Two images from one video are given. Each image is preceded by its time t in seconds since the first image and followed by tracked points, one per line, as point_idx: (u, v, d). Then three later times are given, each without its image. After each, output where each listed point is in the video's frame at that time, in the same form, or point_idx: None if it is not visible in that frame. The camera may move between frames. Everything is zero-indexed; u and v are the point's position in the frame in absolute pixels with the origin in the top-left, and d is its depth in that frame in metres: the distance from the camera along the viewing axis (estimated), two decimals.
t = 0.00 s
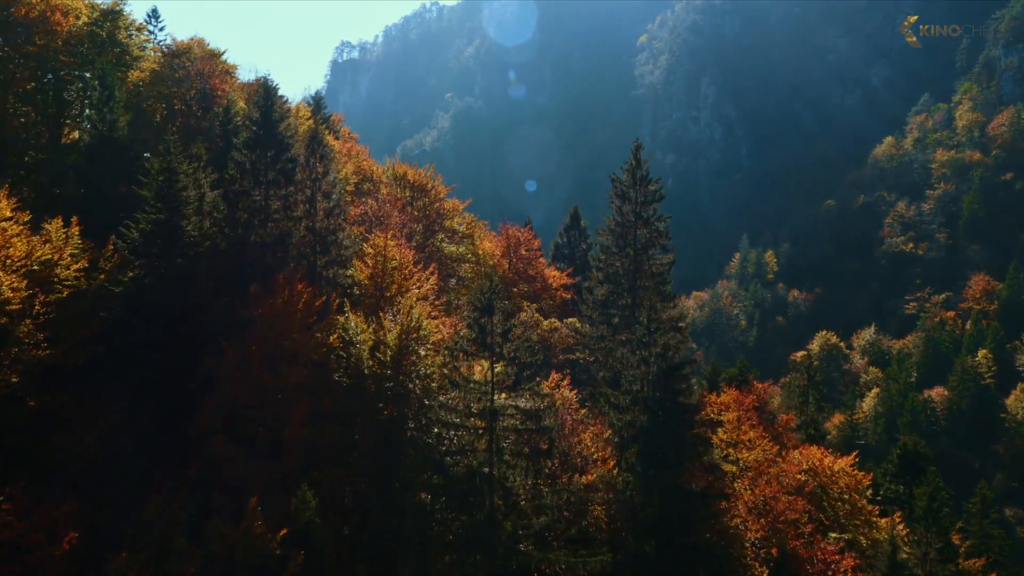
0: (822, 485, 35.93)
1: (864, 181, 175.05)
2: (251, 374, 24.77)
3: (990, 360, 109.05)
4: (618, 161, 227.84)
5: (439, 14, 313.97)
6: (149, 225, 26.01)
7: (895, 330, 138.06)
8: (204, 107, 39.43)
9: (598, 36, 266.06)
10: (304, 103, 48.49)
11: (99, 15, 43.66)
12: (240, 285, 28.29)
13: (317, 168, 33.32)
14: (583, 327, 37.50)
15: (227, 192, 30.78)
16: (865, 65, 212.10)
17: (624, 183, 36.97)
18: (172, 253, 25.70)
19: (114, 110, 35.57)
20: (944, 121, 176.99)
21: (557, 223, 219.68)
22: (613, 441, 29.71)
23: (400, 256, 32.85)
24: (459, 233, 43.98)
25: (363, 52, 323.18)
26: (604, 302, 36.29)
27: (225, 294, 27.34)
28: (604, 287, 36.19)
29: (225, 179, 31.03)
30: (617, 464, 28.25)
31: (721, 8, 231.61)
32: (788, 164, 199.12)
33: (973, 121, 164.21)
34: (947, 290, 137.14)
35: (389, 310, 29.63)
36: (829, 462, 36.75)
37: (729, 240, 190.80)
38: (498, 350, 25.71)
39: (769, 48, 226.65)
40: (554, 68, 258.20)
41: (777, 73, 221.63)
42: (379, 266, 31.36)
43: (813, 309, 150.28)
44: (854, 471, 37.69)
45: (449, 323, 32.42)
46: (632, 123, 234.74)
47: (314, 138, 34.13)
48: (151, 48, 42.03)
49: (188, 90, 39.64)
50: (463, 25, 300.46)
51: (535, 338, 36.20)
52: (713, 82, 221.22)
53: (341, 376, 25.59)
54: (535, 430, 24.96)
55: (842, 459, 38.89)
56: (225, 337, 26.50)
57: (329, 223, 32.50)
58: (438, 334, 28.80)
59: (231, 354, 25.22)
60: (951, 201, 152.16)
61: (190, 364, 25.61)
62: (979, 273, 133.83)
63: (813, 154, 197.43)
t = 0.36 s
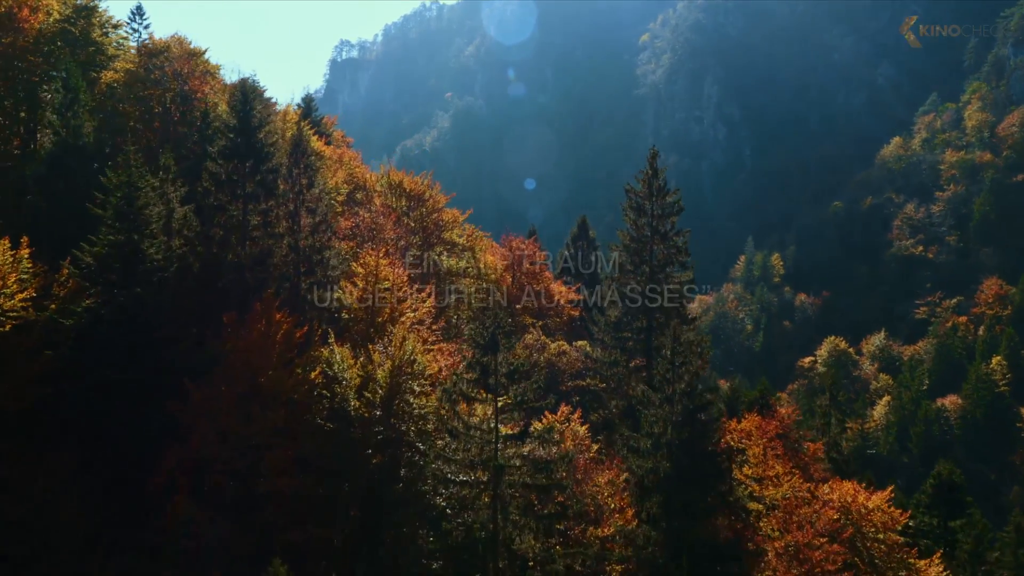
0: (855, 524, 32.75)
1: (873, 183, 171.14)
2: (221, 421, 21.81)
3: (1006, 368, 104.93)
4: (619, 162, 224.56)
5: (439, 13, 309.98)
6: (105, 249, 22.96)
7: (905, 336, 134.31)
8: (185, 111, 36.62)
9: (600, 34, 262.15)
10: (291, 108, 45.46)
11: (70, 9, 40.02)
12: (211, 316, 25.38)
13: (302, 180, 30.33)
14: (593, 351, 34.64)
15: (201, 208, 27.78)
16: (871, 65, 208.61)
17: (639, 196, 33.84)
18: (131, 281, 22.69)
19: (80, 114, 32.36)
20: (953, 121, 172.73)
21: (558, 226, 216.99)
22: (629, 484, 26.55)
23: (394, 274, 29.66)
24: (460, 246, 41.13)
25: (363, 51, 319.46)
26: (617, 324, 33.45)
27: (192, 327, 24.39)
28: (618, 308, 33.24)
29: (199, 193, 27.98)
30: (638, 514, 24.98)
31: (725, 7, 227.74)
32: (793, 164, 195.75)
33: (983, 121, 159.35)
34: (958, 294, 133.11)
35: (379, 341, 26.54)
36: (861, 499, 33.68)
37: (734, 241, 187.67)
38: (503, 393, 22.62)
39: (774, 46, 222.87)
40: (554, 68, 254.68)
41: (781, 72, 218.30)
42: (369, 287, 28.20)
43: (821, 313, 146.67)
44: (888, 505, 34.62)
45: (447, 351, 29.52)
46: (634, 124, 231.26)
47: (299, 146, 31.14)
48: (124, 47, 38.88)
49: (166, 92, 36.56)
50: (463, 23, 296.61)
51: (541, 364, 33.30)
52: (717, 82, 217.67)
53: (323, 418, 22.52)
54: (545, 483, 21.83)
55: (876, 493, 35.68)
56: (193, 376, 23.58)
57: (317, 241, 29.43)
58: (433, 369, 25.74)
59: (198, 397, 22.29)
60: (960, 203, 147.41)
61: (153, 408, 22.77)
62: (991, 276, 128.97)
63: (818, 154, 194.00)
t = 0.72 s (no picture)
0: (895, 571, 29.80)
1: (879, 185, 167.56)
2: (179, 479, 18.93)
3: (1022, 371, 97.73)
4: (620, 163, 220.81)
5: (439, 10, 305.89)
6: (44, 277, 20.05)
7: (914, 342, 130.57)
8: (157, 114, 33.65)
9: (600, 32, 257.61)
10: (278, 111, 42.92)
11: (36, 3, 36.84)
12: (176, 352, 22.37)
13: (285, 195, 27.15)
14: (607, 377, 31.83)
15: (167, 226, 24.83)
16: (876, 64, 204.89)
17: (656, 208, 31.84)
18: (73, 318, 19.78)
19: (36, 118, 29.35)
20: (960, 122, 168.35)
21: (557, 227, 213.94)
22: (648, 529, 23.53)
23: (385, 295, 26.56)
24: (460, 258, 38.52)
25: (361, 50, 315.47)
26: (632, 350, 30.81)
27: (154, 364, 21.48)
28: (635, 332, 30.78)
29: (165, 209, 25.05)
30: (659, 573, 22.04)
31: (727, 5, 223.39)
32: (797, 166, 192.40)
33: (990, 122, 154.30)
34: (969, 299, 128.90)
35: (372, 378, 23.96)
36: (901, 543, 30.70)
37: (737, 244, 184.56)
38: (506, 445, 20.09)
39: (777, 44, 218.81)
40: (554, 67, 250.79)
41: (785, 71, 214.54)
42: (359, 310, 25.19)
43: (827, 317, 143.99)
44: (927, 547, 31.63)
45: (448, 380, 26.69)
46: (635, 124, 227.70)
47: (281, 155, 28.02)
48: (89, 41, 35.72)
49: (137, 93, 33.58)
50: (463, 22, 292.73)
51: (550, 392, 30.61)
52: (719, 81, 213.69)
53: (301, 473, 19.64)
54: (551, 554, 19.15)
55: (916, 533, 32.46)
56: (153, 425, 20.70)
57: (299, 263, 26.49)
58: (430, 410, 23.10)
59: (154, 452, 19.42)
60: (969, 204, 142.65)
61: (106, 460, 20.05)
62: (1002, 279, 123.68)
63: (823, 155, 190.56)
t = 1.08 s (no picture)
0: None
1: (886, 186, 163.83)
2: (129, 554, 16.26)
3: None
4: (620, 162, 217.28)
5: (438, 9, 302.40)
6: None
7: (924, 350, 126.73)
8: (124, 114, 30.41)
9: (601, 30, 253.56)
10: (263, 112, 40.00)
11: None
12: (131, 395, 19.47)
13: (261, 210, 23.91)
14: (622, 412, 28.80)
15: (127, 250, 21.68)
16: (881, 64, 201.66)
17: (677, 221, 29.78)
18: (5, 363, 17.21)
19: None
20: (968, 122, 164.14)
21: (557, 228, 210.51)
22: None
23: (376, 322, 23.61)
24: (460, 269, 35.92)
25: (359, 49, 311.84)
26: (651, 382, 27.91)
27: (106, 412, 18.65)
28: (654, 359, 28.20)
29: (124, 227, 21.85)
30: None
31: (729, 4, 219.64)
32: (801, 167, 189.10)
33: (1000, 123, 149.65)
34: (979, 305, 125.12)
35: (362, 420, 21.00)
36: None
37: (741, 246, 180.68)
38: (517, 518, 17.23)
39: (781, 43, 214.93)
40: (554, 66, 247.25)
41: (788, 70, 210.92)
42: (346, 339, 22.22)
43: (833, 322, 140.51)
44: None
45: (444, 420, 23.80)
46: (637, 123, 224.07)
47: (256, 165, 24.57)
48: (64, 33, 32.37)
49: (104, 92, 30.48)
50: (462, 21, 289.34)
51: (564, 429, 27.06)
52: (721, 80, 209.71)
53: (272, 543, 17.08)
54: None
55: None
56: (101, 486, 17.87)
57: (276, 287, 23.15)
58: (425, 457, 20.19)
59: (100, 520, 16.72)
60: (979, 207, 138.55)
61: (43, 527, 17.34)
62: (1014, 284, 119.54)
63: (827, 156, 187.14)
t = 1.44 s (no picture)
0: None
1: (892, 188, 160.38)
2: None
3: None
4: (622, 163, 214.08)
5: (437, 8, 299.10)
6: None
7: (934, 359, 122.55)
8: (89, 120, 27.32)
9: (602, 29, 249.68)
10: (244, 117, 37.17)
11: None
12: (71, 461, 16.61)
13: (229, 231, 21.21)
14: (645, 453, 25.31)
15: (75, 277, 18.56)
16: (886, 63, 197.93)
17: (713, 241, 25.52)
18: None
19: None
20: (978, 124, 157.37)
21: (558, 229, 207.65)
22: None
23: (366, 357, 21.12)
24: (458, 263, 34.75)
25: (358, 49, 309.03)
26: (676, 422, 24.57)
27: (45, 482, 15.93)
28: (678, 397, 24.75)
29: (69, 252, 18.74)
30: None
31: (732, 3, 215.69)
32: (806, 169, 185.96)
33: (1011, 123, 142.43)
34: (992, 310, 120.57)
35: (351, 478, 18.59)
36: None
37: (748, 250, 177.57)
38: None
39: (784, 42, 211.27)
40: (554, 66, 244.11)
41: (792, 69, 207.50)
42: (330, 380, 19.93)
43: (841, 329, 137.19)
44: None
45: (444, 466, 21.41)
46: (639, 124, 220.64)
47: (225, 178, 21.74)
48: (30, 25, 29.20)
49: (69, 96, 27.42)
50: (462, 20, 286.12)
51: (575, 464, 24.49)
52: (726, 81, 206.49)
53: None
54: None
55: None
56: None
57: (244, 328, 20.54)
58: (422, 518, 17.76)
59: None
60: (990, 210, 133.48)
61: None
62: None
63: (832, 158, 183.86)
